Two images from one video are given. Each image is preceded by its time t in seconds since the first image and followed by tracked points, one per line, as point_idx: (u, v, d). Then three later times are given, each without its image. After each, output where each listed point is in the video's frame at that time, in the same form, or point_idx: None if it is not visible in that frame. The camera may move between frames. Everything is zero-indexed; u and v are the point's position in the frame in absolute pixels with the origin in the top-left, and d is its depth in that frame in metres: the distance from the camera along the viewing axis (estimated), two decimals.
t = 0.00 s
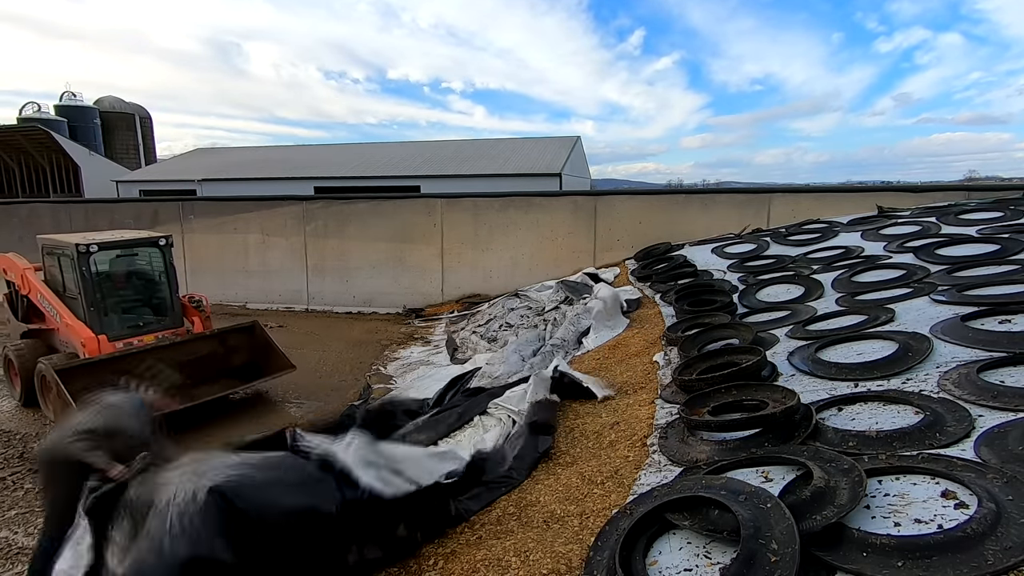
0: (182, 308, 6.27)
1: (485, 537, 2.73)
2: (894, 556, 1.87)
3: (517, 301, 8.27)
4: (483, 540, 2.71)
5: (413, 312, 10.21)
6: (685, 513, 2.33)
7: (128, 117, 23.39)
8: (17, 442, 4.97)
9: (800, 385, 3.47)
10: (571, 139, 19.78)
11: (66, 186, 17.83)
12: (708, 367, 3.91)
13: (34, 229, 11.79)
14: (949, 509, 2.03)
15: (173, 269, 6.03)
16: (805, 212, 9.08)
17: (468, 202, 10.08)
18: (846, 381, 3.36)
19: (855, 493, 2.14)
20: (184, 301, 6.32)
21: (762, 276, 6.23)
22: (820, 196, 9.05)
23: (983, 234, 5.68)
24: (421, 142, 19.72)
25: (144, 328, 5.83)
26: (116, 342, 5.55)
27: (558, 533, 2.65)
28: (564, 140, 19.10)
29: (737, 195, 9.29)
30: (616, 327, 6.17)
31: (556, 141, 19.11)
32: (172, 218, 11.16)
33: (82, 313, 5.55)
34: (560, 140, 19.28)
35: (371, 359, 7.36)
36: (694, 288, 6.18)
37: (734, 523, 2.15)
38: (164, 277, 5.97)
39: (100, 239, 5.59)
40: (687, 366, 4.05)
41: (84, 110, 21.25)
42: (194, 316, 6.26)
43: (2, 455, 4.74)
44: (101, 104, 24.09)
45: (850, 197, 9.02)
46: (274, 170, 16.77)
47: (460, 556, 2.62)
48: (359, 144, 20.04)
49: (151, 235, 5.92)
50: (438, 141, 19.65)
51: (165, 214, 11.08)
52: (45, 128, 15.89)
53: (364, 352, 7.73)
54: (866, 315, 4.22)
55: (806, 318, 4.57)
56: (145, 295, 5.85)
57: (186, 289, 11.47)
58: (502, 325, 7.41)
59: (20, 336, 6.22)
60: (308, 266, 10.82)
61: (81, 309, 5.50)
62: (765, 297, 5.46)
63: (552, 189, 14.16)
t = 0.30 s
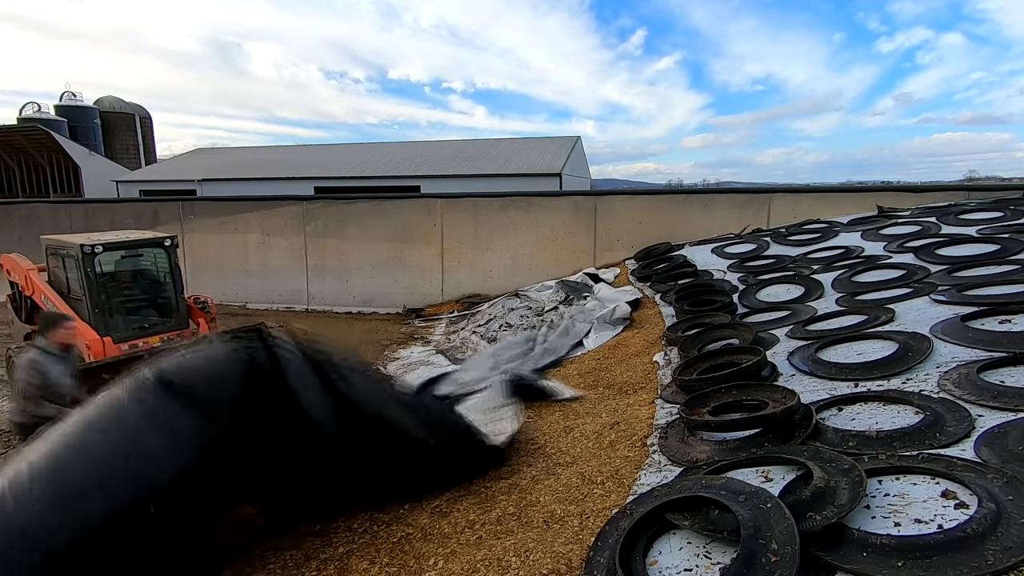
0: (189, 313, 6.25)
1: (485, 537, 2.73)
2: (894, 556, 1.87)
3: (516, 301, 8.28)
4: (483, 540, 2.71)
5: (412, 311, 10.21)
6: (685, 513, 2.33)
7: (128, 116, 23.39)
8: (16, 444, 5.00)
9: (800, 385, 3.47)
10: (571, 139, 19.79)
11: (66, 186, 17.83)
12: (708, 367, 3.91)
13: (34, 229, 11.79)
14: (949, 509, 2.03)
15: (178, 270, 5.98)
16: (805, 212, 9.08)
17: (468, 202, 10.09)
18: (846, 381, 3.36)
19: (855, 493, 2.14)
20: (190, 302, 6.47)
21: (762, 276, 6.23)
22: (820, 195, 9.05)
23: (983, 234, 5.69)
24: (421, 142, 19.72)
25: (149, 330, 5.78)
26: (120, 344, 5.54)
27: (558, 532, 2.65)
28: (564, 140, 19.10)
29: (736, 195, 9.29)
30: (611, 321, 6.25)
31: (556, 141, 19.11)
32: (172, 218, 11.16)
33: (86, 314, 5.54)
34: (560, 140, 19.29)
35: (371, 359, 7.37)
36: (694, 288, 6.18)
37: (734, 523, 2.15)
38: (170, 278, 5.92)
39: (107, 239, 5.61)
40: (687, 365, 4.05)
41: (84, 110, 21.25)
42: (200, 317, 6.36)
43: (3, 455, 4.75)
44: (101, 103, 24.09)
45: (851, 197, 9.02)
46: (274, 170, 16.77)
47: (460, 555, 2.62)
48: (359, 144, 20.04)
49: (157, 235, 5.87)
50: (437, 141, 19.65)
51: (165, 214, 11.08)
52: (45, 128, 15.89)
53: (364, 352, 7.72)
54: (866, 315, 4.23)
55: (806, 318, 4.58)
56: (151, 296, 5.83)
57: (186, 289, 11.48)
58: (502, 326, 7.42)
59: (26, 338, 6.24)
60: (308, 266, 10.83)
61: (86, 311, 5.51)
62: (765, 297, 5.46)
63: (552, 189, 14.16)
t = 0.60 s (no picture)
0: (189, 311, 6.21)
1: (485, 537, 2.73)
2: (893, 556, 1.87)
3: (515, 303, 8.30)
4: (483, 540, 2.70)
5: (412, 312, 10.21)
6: (685, 513, 2.33)
7: (128, 117, 23.40)
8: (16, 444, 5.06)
9: (800, 385, 3.47)
10: (571, 139, 19.79)
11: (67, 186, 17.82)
12: (708, 367, 3.91)
13: (34, 229, 11.79)
14: (949, 509, 2.03)
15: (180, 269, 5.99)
16: (805, 212, 9.08)
17: (469, 202, 10.09)
18: (846, 380, 3.36)
19: (855, 493, 2.14)
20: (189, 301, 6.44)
21: (762, 276, 6.23)
22: (820, 196, 9.05)
23: (983, 234, 5.68)
24: (421, 142, 19.72)
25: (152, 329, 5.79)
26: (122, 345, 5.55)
27: (559, 532, 2.65)
28: (564, 140, 19.09)
29: (736, 195, 9.29)
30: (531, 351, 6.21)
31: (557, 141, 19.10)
32: (172, 218, 11.16)
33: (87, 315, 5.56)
34: (560, 140, 19.29)
35: (371, 359, 7.37)
36: (694, 288, 6.18)
37: (734, 523, 2.15)
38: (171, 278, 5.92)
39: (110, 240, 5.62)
40: (687, 365, 4.05)
41: (84, 110, 21.25)
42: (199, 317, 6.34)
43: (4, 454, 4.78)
44: (101, 104, 24.10)
45: (851, 197, 9.02)
46: (274, 170, 16.76)
47: (460, 555, 2.62)
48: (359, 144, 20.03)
49: (158, 235, 5.87)
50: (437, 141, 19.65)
51: (165, 214, 11.07)
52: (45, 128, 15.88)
53: (364, 352, 7.73)
54: (866, 316, 4.23)
55: (806, 318, 4.57)
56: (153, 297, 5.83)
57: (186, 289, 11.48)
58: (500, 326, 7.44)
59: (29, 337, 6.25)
60: (308, 266, 10.82)
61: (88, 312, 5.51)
62: (765, 297, 5.46)
63: (553, 189, 14.16)
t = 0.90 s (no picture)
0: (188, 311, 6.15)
1: (485, 537, 2.73)
2: (894, 556, 1.87)
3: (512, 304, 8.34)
4: (483, 540, 2.70)
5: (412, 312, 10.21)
6: (686, 513, 2.33)
7: (128, 117, 23.40)
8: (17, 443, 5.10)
9: (800, 385, 3.47)
10: (571, 139, 19.79)
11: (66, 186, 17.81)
12: (708, 367, 3.91)
13: (34, 229, 11.79)
14: (949, 509, 2.03)
15: (174, 270, 5.93)
16: (805, 212, 9.08)
17: (469, 202, 10.08)
18: (846, 381, 3.36)
19: (856, 493, 2.13)
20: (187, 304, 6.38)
21: (762, 276, 6.23)
22: (820, 196, 9.06)
23: (983, 234, 5.68)
24: (421, 142, 19.72)
25: (144, 330, 5.70)
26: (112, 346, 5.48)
27: (558, 532, 2.65)
28: (565, 140, 19.09)
29: (736, 194, 9.29)
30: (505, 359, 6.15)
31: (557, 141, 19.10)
32: (172, 218, 11.16)
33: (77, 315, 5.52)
34: (560, 140, 19.28)
35: (371, 359, 7.37)
36: (694, 288, 6.18)
37: (734, 523, 2.15)
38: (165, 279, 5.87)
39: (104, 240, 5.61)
40: (687, 365, 4.04)
41: (84, 110, 21.25)
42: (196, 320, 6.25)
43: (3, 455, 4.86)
44: (100, 104, 24.08)
45: (851, 197, 9.02)
46: (274, 170, 16.75)
47: (460, 555, 2.62)
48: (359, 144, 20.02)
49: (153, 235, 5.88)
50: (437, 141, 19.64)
51: (165, 214, 11.08)
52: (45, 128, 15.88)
53: (364, 352, 7.73)
54: (866, 316, 4.22)
55: (806, 318, 4.57)
56: (147, 297, 5.77)
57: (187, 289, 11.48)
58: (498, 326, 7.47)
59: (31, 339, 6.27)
60: (308, 266, 10.82)
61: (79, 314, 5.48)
62: (765, 297, 5.46)
63: (553, 189, 14.16)
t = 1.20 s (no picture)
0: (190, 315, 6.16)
1: (485, 537, 2.73)
2: (893, 556, 1.87)
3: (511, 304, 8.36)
4: (483, 540, 2.70)
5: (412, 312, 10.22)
6: (686, 513, 2.33)
7: (128, 117, 23.39)
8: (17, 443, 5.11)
9: (800, 385, 3.47)
10: (571, 139, 19.78)
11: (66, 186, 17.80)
12: (708, 367, 3.91)
13: (34, 229, 11.79)
14: (950, 509, 2.03)
15: (179, 275, 5.94)
16: (805, 212, 9.09)
17: (468, 202, 10.09)
18: (846, 380, 3.36)
19: (855, 493, 2.14)
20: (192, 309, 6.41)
21: (762, 276, 6.23)
22: (820, 196, 9.06)
23: (983, 234, 5.69)
24: (421, 142, 19.72)
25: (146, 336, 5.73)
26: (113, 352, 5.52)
27: (558, 531, 2.65)
28: (565, 140, 19.08)
29: (736, 194, 9.29)
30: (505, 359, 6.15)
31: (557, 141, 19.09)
32: (172, 218, 11.16)
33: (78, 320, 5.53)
34: (560, 140, 19.28)
35: (371, 360, 7.37)
36: (694, 288, 6.18)
37: (733, 523, 2.15)
38: (167, 283, 5.85)
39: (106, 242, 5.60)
40: (687, 365, 4.04)
41: (84, 110, 21.24)
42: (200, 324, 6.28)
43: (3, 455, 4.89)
44: (100, 104, 24.07)
45: (851, 197, 9.03)
46: (274, 170, 16.75)
47: (460, 555, 2.62)
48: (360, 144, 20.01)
49: (157, 237, 5.85)
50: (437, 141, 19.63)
51: (165, 214, 11.08)
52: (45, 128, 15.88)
53: (364, 352, 7.73)
54: (866, 316, 4.23)
55: (806, 318, 4.57)
56: (148, 302, 5.78)
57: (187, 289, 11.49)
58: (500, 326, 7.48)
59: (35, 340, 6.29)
60: (308, 266, 10.82)
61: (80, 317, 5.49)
62: (765, 297, 5.46)
63: (553, 189, 14.16)
